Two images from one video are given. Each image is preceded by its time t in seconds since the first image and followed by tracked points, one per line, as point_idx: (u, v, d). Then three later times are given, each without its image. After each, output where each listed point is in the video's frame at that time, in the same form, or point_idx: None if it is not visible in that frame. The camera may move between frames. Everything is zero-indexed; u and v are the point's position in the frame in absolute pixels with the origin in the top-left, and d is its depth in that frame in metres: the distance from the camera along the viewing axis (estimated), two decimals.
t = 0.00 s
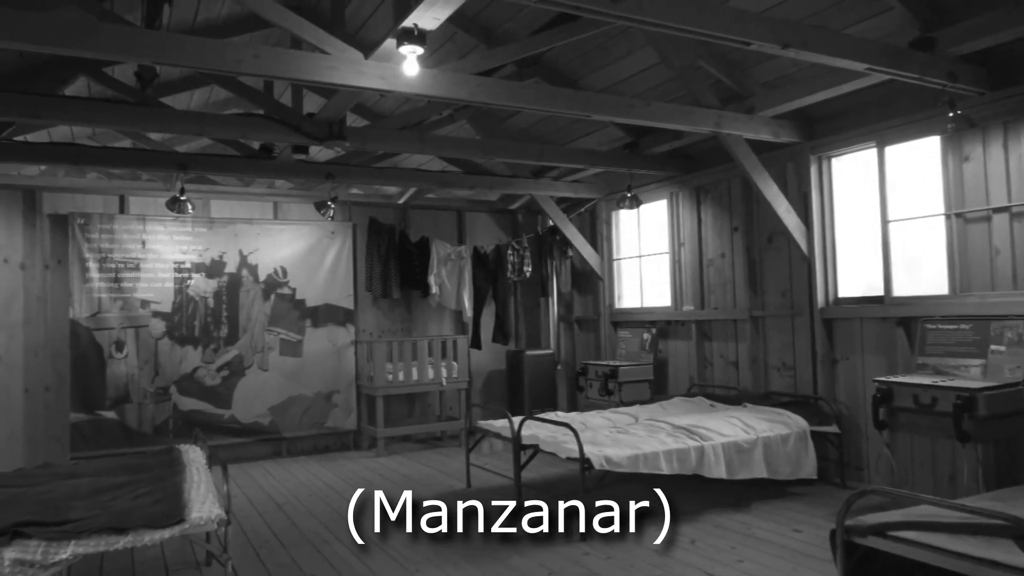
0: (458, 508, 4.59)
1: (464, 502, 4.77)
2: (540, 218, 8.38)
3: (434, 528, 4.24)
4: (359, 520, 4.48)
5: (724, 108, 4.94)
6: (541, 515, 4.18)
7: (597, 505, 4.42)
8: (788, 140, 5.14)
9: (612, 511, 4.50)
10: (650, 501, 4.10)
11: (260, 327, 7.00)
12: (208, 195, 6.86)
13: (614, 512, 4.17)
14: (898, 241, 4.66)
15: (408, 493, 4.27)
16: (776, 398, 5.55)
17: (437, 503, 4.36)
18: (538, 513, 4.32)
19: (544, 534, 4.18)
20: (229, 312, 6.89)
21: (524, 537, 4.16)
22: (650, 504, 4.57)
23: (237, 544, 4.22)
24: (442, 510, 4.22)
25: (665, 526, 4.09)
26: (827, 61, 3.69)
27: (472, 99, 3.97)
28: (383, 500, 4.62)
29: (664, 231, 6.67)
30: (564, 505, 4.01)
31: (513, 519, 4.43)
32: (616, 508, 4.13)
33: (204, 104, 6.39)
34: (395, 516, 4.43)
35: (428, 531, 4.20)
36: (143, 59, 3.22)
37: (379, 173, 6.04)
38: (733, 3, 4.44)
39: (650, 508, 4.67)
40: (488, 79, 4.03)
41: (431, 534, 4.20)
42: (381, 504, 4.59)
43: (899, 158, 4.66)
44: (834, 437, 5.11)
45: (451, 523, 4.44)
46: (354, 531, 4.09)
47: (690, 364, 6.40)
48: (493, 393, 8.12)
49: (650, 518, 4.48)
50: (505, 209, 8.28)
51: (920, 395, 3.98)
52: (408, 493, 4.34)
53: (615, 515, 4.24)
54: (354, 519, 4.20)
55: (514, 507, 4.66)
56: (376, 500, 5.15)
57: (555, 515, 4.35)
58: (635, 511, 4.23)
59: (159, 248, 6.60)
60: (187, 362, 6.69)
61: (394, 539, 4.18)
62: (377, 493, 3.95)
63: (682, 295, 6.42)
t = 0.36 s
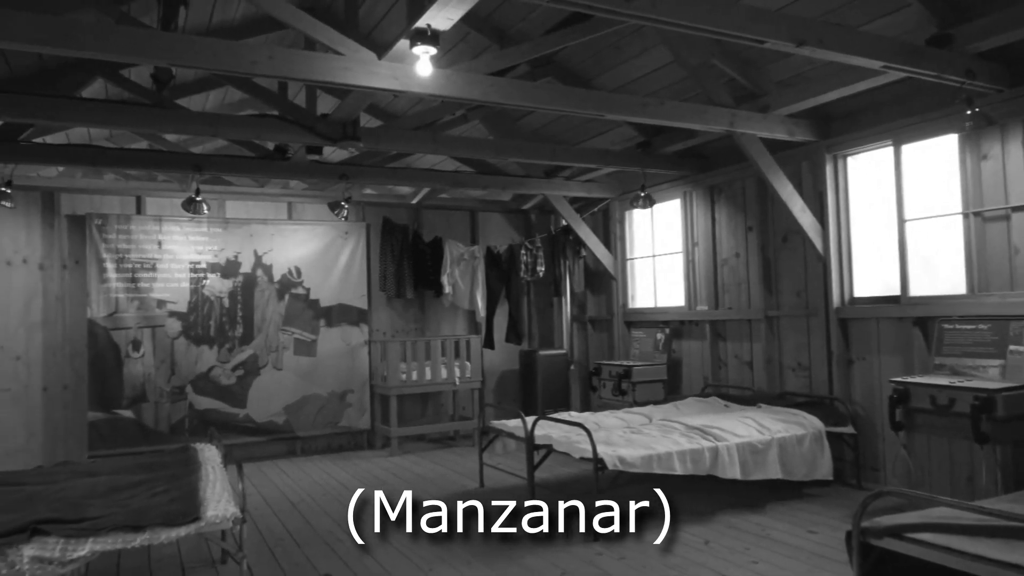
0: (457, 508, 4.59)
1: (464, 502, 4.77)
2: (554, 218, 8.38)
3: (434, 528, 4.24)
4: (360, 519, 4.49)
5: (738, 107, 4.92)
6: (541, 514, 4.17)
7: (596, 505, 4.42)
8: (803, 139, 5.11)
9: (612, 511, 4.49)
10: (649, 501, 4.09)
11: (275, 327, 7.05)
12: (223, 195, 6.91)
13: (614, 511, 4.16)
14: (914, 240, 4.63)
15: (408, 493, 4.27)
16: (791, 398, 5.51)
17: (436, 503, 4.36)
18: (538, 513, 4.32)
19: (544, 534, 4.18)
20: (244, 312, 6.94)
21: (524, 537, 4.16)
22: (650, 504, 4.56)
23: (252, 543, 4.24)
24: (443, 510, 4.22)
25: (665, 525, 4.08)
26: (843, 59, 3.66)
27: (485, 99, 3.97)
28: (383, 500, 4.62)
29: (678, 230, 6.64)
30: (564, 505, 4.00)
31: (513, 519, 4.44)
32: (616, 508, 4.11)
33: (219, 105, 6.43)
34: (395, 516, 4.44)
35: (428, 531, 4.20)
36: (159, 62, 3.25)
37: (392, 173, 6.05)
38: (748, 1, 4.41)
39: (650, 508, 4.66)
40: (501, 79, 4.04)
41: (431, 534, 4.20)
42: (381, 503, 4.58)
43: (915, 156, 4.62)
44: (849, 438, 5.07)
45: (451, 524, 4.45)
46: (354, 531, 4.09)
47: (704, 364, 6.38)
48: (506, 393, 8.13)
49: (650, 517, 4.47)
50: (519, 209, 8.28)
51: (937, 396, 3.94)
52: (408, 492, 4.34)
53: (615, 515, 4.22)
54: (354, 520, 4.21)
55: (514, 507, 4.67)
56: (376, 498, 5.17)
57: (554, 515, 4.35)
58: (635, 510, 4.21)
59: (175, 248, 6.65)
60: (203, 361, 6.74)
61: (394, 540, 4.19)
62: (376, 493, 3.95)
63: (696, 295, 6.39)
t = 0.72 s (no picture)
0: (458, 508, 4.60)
1: (464, 502, 4.78)
2: (566, 217, 8.37)
3: (433, 528, 4.24)
4: (358, 519, 4.50)
5: (751, 105, 4.89)
6: (541, 515, 4.18)
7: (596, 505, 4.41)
8: (818, 137, 5.07)
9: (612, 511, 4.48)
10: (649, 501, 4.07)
11: (289, 326, 7.08)
12: (237, 196, 6.95)
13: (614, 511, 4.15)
14: (930, 240, 4.58)
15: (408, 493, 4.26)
16: (805, 399, 5.47)
17: (436, 503, 4.37)
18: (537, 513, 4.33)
19: (544, 534, 4.18)
20: (258, 311, 6.98)
21: (524, 537, 4.16)
22: (650, 505, 4.55)
23: (266, 541, 4.27)
24: (443, 510, 4.23)
25: (665, 526, 4.07)
26: (857, 57, 3.63)
27: (497, 99, 3.97)
28: (383, 500, 4.62)
29: (691, 230, 6.61)
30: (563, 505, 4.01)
31: (512, 519, 4.44)
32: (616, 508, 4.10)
33: (233, 106, 6.48)
34: (395, 516, 4.44)
35: (428, 531, 4.21)
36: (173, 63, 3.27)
37: (405, 173, 6.06)
38: None
39: (650, 508, 4.65)
40: (513, 78, 4.04)
41: (431, 534, 4.21)
42: (381, 504, 4.59)
43: (931, 155, 4.58)
44: (864, 439, 5.03)
45: (451, 523, 4.45)
46: (353, 531, 4.09)
47: (717, 364, 6.35)
48: (518, 393, 8.13)
49: (650, 518, 4.46)
50: (531, 209, 8.28)
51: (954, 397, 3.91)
52: (408, 492, 4.33)
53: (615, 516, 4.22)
54: (354, 520, 4.20)
55: (514, 507, 4.68)
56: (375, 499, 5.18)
57: (555, 516, 4.35)
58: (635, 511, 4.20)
59: (189, 249, 6.70)
60: (217, 361, 6.78)
61: (394, 540, 4.19)
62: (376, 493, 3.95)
63: (709, 295, 6.36)
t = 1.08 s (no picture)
0: (458, 508, 4.61)
1: (464, 502, 4.79)
2: (580, 217, 8.36)
3: (434, 528, 4.26)
4: (359, 519, 4.51)
5: (767, 104, 4.86)
6: (540, 515, 4.19)
7: (595, 505, 4.42)
8: (834, 136, 5.03)
9: (611, 510, 4.48)
10: (649, 500, 4.07)
11: (304, 326, 7.12)
12: (253, 196, 7.00)
13: (614, 512, 4.15)
14: (949, 239, 4.53)
15: (409, 494, 4.26)
16: (822, 399, 5.44)
17: (436, 503, 4.38)
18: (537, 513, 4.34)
19: (543, 534, 4.19)
20: (274, 311, 7.02)
21: (524, 536, 4.17)
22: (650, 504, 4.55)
23: (282, 539, 4.30)
24: (443, 510, 4.24)
25: (665, 526, 4.06)
26: (874, 54, 3.60)
27: (511, 98, 3.97)
28: (383, 501, 4.62)
29: (706, 229, 6.58)
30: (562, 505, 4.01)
31: (513, 519, 4.45)
32: (615, 508, 4.10)
33: (249, 107, 6.52)
34: (395, 516, 4.44)
35: (428, 531, 4.22)
36: (189, 64, 3.30)
37: (419, 173, 6.07)
38: None
39: (651, 508, 4.65)
40: (527, 78, 4.04)
41: (431, 534, 4.22)
42: (381, 504, 4.60)
43: (950, 153, 4.53)
44: (881, 440, 4.99)
45: (452, 523, 4.46)
46: (354, 532, 4.10)
47: (732, 364, 6.31)
48: (532, 393, 8.14)
49: (650, 517, 4.46)
50: (545, 209, 8.28)
51: (972, 398, 3.89)
52: (408, 493, 4.34)
53: (615, 515, 4.22)
54: (354, 520, 4.19)
55: (514, 507, 4.69)
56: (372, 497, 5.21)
57: (555, 516, 4.36)
58: (635, 511, 4.20)
59: (206, 249, 6.76)
60: (233, 360, 6.83)
61: (394, 540, 4.20)
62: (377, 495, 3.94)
63: (724, 295, 6.33)
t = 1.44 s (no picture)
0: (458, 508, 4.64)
1: (464, 502, 4.84)
2: (594, 217, 8.34)
3: (434, 528, 4.28)
4: (360, 519, 4.53)
5: (782, 102, 4.83)
6: (541, 515, 4.21)
7: (596, 505, 4.44)
8: (851, 135, 4.98)
9: (612, 510, 4.50)
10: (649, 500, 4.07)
11: (319, 325, 7.16)
12: (269, 196, 7.05)
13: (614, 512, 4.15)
14: (969, 238, 4.48)
15: (410, 496, 4.27)
16: (839, 400, 5.40)
17: (437, 503, 4.42)
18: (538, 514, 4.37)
19: (544, 534, 4.21)
20: (289, 311, 7.06)
21: (524, 536, 4.18)
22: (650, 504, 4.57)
23: (298, 538, 4.33)
24: (442, 510, 4.26)
25: (665, 526, 4.07)
26: (892, 52, 3.57)
27: (525, 98, 3.97)
28: (384, 501, 4.64)
29: (721, 229, 6.54)
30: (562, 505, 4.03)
31: (513, 519, 4.48)
32: (615, 508, 4.10)
33: (265, 108, 6.57)
34: (394, 516, 4.46)
35: (429, 531, 4.24)
36: (206, 66, 3.32)
37: (433, 173, 6.07)
38: None
39: (651, 508, 4.67)
40: (541, 78, 4.04)
41: (432, 534, 4.24)
42: (381, 504, 4.62)
43: (969, 151, 4.48)
44: (899, 441, 4.94)
45: (452, 524, 4.49)
46: (354, 532, 4.11)
47: (748, 364, 6.28)
48: (546, 392, 8.13)
49: (651, 518, 4.47)
50: (559, 209, 8.28)
51: (993, 399, 3.87)
52: (408, 492, 4.31)
53: (615, 515, 4.23)
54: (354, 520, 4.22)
55: (514, 507, 4.72)
56: (367, 497, 5.24)
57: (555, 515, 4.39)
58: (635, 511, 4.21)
59: (222, 249, 6.81)
60: (250, 360, 6.88)
61: (394, 540, 4.21)
62: (379, 497, 3.87)
63: (740, 295, 6.29)
